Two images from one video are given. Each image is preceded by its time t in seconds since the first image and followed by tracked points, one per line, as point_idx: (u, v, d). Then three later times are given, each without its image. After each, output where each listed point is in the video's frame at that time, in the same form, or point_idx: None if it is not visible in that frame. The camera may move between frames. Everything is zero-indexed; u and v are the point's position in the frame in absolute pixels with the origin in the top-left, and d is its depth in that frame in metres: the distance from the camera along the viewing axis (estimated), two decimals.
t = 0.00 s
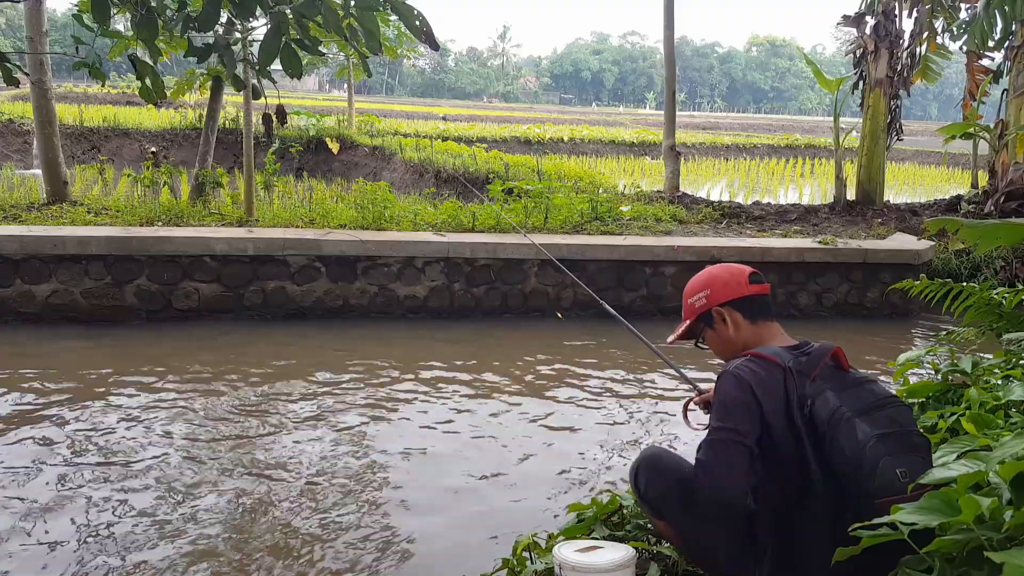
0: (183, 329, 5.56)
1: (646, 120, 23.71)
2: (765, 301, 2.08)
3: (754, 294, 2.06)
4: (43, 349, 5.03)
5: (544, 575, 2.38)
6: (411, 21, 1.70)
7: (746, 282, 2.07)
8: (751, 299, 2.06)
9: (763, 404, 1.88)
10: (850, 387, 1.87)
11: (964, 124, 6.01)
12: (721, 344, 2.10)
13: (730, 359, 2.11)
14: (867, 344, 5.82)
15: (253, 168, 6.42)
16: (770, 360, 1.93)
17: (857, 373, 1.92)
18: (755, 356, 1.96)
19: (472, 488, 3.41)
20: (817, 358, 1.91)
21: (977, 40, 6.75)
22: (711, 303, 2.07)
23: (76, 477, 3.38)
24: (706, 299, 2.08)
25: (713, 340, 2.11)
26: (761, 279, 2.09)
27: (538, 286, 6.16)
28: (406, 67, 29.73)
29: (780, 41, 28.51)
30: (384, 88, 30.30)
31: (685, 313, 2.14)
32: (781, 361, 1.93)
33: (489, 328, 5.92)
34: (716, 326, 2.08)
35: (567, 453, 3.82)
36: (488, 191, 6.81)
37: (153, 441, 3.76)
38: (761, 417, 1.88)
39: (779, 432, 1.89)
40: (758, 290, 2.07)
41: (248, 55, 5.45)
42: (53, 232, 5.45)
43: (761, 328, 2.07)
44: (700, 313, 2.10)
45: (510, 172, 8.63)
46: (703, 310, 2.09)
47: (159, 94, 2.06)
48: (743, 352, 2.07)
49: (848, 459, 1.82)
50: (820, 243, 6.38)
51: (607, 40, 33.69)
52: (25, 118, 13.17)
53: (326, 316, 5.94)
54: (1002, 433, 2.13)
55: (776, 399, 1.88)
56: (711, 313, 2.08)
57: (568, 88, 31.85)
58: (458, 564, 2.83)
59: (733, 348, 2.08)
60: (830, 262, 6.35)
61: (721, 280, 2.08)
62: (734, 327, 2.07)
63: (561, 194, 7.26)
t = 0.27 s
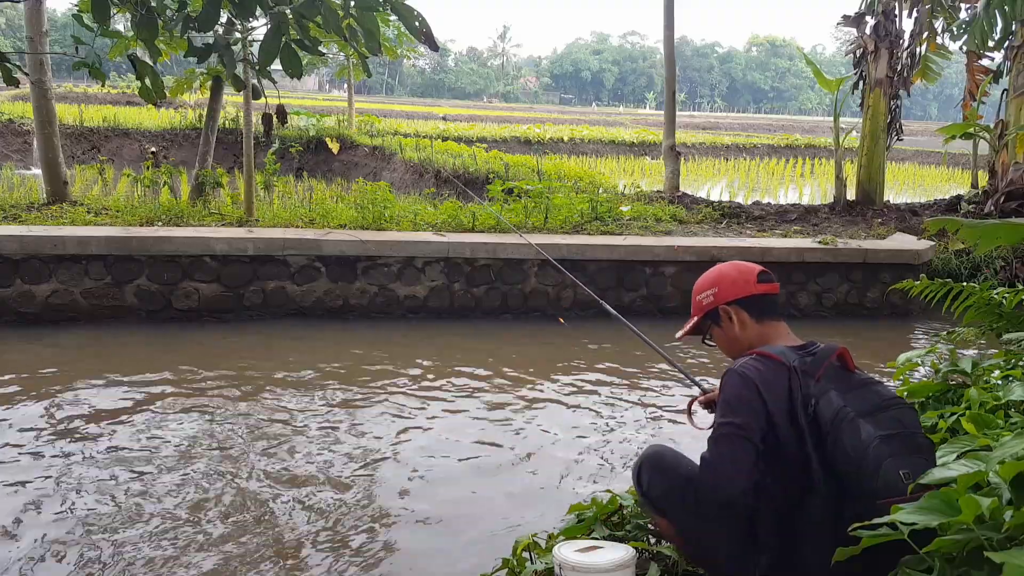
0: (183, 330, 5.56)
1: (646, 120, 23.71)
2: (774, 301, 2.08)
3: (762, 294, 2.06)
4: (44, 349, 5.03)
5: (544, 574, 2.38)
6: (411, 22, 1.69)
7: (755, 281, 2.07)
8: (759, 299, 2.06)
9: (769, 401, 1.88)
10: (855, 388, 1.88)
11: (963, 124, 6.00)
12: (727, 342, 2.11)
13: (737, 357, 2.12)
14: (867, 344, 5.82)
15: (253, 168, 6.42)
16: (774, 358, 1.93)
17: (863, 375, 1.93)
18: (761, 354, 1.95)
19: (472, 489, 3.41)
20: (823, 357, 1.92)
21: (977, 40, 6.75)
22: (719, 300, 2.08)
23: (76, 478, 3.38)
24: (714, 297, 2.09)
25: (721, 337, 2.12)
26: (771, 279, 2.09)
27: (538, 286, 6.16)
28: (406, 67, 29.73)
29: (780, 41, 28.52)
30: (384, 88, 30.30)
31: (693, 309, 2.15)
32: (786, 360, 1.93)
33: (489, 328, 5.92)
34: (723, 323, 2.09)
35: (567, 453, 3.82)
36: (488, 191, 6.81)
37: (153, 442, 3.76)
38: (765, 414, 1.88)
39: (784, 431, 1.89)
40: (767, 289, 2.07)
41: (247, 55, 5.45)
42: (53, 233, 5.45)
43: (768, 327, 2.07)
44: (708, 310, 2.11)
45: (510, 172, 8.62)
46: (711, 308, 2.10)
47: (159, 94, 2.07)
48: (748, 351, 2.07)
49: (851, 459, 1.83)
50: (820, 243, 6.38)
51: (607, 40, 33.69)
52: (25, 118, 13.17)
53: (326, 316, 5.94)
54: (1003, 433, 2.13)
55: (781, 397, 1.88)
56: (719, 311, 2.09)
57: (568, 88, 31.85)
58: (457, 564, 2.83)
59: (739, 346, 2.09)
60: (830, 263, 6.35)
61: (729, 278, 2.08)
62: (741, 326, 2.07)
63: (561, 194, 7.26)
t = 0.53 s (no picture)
0: (183, 329, 5.56)
1: (646, 120, 23.71)
2: (777, 302, 2.08)
3: (765, 295, 2.06)
4: (44, 349, 5.03)
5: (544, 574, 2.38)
6: (411, 22, 1.69)
7: (757, 282, 2.06)
8: (761, 300, 2.06)
9: (769, 404, 1.88)
10: (858, 391, 1.87)
11: (963, 125, 6.00)
12: (729, 343, 2.11)
13: (739, 357, 2.13)
14: (867, 344, 5.81)
15: (253, 168, 6.42)
16: (776, 362, 1.93)
17: (866, 377, 1.92)
18: (762, 359, 1.95)
19: (472, 488, 3.41)
20: (825, 360, 1.91)
21: (977, 40, 6.75)
22: (721, 300, 2.08)
23: (76, 477, 3.38)
24: (717, 298, 2.09)
25: (723, 338, 2.12)
26: (774, 280, 2.08)
27: (538, 286, 6.16)
28: (406, 67, 29.73)
29: (780, 41, 28.51)
30: (384, 88, 30.31)
31: (696, 309, 2.16)
32: (788, 364, 1.92)
33: (489, 328, 5.92)
34: (725, 324, 2.10)
35: (567, 453, 3.82)
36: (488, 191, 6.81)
37: (153, 442, 3.76)
38: (766, 416, 1.88)
39: (785, 432, 1.89)
40: (770, 291, 2.07)
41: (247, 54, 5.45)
42: (53, 233, 5.45)
43: (771, 329, 2.07)
44: (710, 311, 2.11)
45: (510, 172, 8.62)
46: (713, 309, 2.10)
47: (159, 94, 2.07)
48: (750, 352, 2.08)
49: (852, 462, 1.82)
50: (820, 243, 6.38)
51: (607, 40, 33.69)
52: (25, 118, 13.17)
53: (326, 316, 5.94)
54: (1003, 433, 2.13)
55: (783, 399, 1.89)
56: (721, 311, 2.09)
57: (568, 88, 31.86)
58: (457, 564, 2.83)
59: (741, 347, 2.10)
60: (830, 262, 6.35)
61: (732, 279, 2.08)
62: (743, 327, 2.07)
63: (561, 194, 7.26)
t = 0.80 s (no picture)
0: (183, 329, 5.56)
1: (646, 120, 23.71)
2: (778, 303, 2.08)
3: (765, 296, 2.06)
4: (44, 349, 5.03)
5: (544, 574, 2.38)
6: (411, 22, 1.70)
7: (759, 283, 2.06)
8: (762, 301, 2.06)
9: (766, 408, 1.88)
10: (855, 392, 1.87)
11: (963, 124, 6.00)
12: (728, 342, 2.12)
13: (737, 356, 2.13)
14: (867, 344, 5.81)
15: (253, 168, 6.42)
16: (772, 366, 1.93)
17: (864, 379, 1.92)
18: (760, 361, 1.95)
19: (472, 488, 3.41)
20: (822, 362, 1.91)
21: (977, 40, 6.76)
22: (721, 299, 2.08)
23: (76, 477, 3.38)
24: (717, 296, 2.09)
25: (721, 336, 2.13)
26: (776, 282, 2.08)
27: (538, 286, 6.16)
28: (405, 67, 29.73)
29: (780, 40, 28.49)
30: (384, 88, 30.31)
31: (696, 306, 2.16)
32: (785, 366, 1.93)
33: (489, 328, 5.92)
34: (724, 323, 2.10)
35: (567, 453, 3.82)
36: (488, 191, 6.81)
37: (154, 441, 3.76)
38: (763, 421, 1.88)
39: (784, 435, 1.89)
40: (771, 292, 2.06)
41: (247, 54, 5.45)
42: (53, 233, 5.45)
43: (770, 330, 2.06)
44: (710, 308, 2.12)
45: (510, 172, 8.62)
46: (713, 307, 2.11)
47: (159, 94, 2.07)
48: (748, 351, 2.08)
49: (850, 464, 1.82)
50: (820, 243, 6.38)
51: (607, 40, 33.68)
52: (25, 118, 13.16)
53: (326, 316, 5.94)
54: (1002, 433, 2.13)
55: (781, 402, 1.88)
56: (721, 310, 2.10)
57: (568, 88, 31.86)
58: (457, 563, 2.83)
59: (739, 346, 2.10)
60: (830, 262, 6.35)
61: (733, 278, 2.08)
62: (742, 326, 2.07)
63: (561, 193, 7.26)
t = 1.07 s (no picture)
0: (182, 329, 5.56)
1: (646, 120, 23.70)
2: (776, 303, 2.08)
3: (763, 296, 2.06)
4: (45, 349, 5.03)
5: (544, 575, 2.38)
6: (411, 21, 1.69)
7: (758, 284, 2.06)
8: (760, 302, 2.06)
9: (764, 410, 1.88)
10: (852, 392, 1.87)
11: (963, 124, 6.00)
12: (725, 342, 2.12)
13: (734, 357, 2.13)
14: (867, 344, 5.81)
15: (253, 167, 6.42)
16: (768, 367, 1.93)
17: (861, 378, 1.91)
18: (757, 363, 1.95)
19: (472, 487, 3.41)
20: (818, 363, 1.91)
21: (976, 39, 6.76)
22: (720, 298, 2.08)
23: (76, 476, 3.38)
24: (715, 296, 2.09)
25: (718, 336, 2.13)
26: (774, 283, 2.08)
27: (538, 286, 6.16)
28: (405, 67, 29.73)
29: (780, 41, 28.47)
30: (384, 88, 30.30)
31: (694, 305, 2.16)
32: (782, 368, 1.93)
33: (489, 328, 5.92)
34: (722, 322, 2.10)
35: (567, 452, 3.82)
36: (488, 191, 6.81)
37: (154, 440, 3.76)
38: (761, 421, 1.88)
39: (782, 436, 1.89)
40: (769, 293, 2.07)
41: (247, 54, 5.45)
42: (53, 232, 5.45)
43: (767, 330, 2.07)
44: (708, 308, 2.12)
45: (510, 172, 8.62)
46: (711, 307, 2.10)
47: (159, 94, 2.07)
48: (746, 351, 2.08)
49: (848, 465, 1.82)
50: (820, 243, 6.37)
51: (607, 40, 33.68)
52: (25, 118, 13.16)
53: (326, 316, 5.94)
54: (1002, 432, 2.13)
55: (779, 403, 1.88)
56: (718, 310, 2.10)
57: (568, 88, 31.87)
58: (457, 563, 2.82)
59: (737, 346, 2.10)
60: (830, 262, 6.35)
61: (731, 278, 2.08)
62: (739, 326, 2.08)
63: (561, 193, 7.26)
